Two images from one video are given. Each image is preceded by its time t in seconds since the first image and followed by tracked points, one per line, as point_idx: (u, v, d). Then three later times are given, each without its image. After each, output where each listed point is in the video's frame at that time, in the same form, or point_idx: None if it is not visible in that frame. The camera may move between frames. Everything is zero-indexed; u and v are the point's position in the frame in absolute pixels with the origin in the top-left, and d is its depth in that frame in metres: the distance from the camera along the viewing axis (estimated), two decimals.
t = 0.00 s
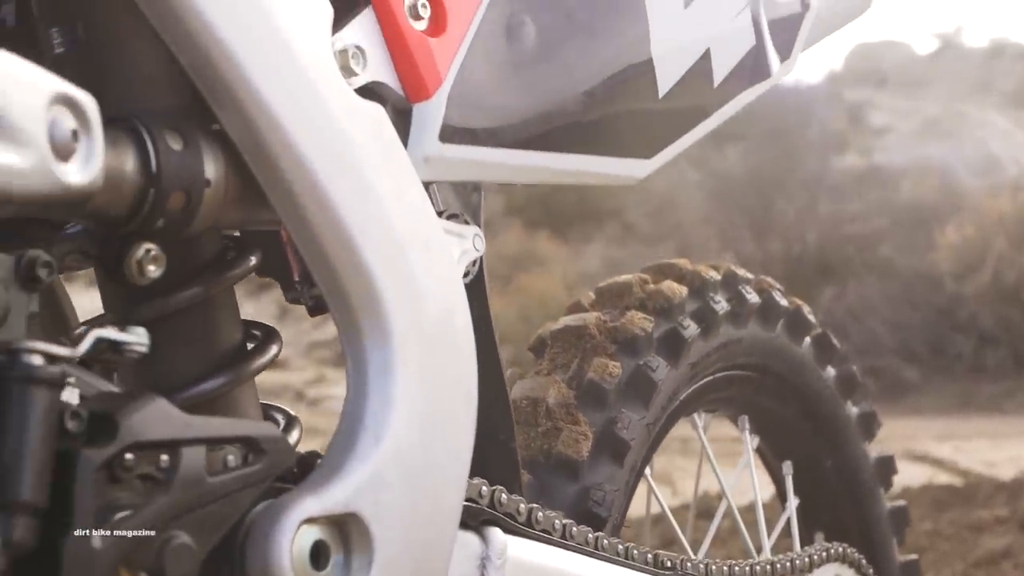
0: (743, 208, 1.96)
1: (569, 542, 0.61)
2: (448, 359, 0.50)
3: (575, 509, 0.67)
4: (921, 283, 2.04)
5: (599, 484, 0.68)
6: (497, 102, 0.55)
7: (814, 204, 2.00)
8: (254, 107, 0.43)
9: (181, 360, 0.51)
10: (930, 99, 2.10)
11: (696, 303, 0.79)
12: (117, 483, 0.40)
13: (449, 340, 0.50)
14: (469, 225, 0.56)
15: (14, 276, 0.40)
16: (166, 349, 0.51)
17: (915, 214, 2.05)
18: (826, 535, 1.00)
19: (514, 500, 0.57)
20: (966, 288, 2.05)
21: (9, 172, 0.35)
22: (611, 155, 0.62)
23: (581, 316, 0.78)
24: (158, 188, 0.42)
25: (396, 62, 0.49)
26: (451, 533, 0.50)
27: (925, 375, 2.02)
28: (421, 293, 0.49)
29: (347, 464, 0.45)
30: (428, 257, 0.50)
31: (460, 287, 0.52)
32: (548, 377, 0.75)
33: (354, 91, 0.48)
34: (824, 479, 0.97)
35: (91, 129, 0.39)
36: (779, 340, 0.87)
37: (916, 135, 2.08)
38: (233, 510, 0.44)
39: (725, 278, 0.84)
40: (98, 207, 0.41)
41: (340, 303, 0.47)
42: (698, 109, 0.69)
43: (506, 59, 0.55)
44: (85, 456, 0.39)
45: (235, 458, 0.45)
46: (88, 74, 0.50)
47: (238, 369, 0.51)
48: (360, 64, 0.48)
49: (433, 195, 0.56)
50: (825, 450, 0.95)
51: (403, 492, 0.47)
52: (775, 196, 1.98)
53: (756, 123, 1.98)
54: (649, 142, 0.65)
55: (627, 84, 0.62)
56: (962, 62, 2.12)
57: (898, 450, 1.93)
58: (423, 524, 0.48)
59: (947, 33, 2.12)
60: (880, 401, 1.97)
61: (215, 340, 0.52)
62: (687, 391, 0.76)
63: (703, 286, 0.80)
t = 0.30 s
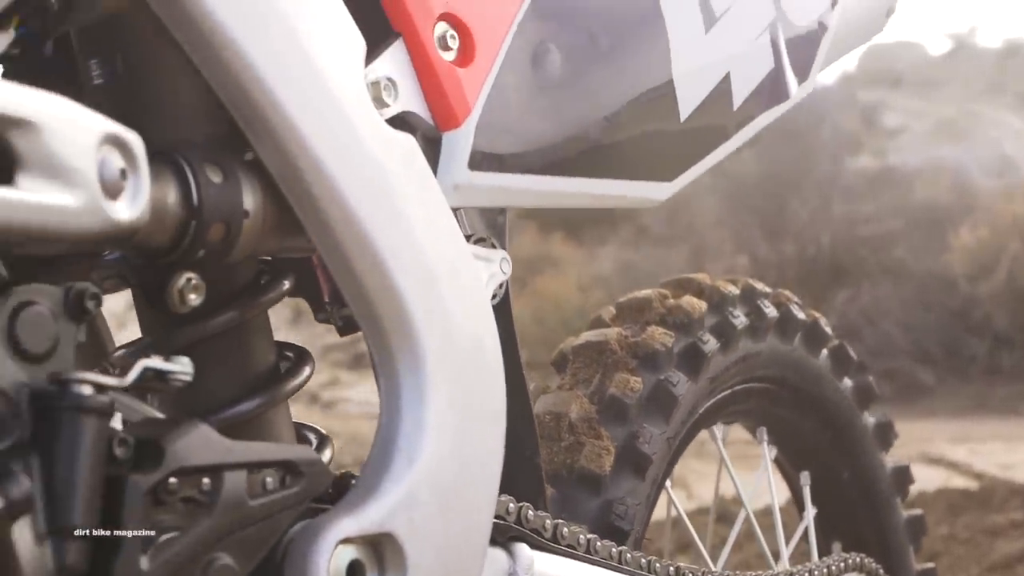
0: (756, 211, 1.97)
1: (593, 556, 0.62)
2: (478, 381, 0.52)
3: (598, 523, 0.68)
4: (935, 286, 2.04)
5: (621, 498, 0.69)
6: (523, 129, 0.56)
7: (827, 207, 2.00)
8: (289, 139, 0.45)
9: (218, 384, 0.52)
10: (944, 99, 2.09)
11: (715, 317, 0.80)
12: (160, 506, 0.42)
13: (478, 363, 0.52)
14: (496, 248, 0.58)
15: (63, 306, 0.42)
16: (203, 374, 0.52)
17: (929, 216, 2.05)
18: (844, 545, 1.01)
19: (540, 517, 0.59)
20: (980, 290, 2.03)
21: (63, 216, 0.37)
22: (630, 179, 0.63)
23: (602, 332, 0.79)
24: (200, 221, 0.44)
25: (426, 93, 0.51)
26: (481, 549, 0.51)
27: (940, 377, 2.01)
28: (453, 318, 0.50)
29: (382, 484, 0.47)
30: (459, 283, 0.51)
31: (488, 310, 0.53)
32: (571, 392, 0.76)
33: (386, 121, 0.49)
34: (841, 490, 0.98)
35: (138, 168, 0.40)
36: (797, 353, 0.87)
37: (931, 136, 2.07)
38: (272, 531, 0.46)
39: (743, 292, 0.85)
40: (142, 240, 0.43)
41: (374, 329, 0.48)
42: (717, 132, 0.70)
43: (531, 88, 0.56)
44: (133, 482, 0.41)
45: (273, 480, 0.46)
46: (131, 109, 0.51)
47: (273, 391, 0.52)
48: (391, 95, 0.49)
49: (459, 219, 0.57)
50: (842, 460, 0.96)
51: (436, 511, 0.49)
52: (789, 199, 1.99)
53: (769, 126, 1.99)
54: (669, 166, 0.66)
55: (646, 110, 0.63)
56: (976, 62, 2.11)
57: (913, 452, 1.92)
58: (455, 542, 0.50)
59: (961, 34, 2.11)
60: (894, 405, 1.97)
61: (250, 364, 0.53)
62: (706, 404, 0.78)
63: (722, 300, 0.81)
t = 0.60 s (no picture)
0: (775, 210, 1.96)
1: (620, 566, 0.63)
2: (509, 399, 0.53)
3: (624, 533, 0.69)
4: (955, 287, 2.03)
5: (646, 508, 0.70)
6: (551, 151, 0.57)
7: (846, 207, 2.01)
8: (331, 169, 0.46)
9: (255, 402, 0.54)
10: (962, 99, 2.09)
11: (737, 329, 0.81)
12: (204, 523, 0.44)
13: (508, 381, 0.53)
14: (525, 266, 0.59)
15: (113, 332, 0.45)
16: (241, 392, 0.53)
17: (950, 217, 2.05)
18: (865, 551, 1.02)
19: (568, 529, 0.60)
20: (1000, 290, 2.03)
21: (116, 248, 0.39)
22: (657, 198, 0.65)
23: (627, 344, 0.80)
24: (242, 246, 0.45)
25: (458, 117, 0.52)
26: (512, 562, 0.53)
27: (960, 377, 2.00)
28: (485, 338, 0.52)
29: (417, 501, 0.49)
30: (491, 303, 0.52)
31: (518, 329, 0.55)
32: (596, 403, 0.77)
33: (420, 146, 0.51)
34: (861, 496, 0.99)
35: (185, 200, 0.42)
36: (818, 362, 0.88)
37: (949, 135, 2.07)
38: (313, 545, 0.47)
39: (765, 303, 0.86)
40: (188, 266, 0.44)
41: (409, 350, 0.50)
42: (740, 150, 0.71)
43: (560, 110, 0.58)
44: (181, 500, 0.43)
45: (312, 496, 0.48)
46: (166, 138, 0.52)
47: (309, 408, 0.53)
48: (425, 121, 0.51)
49: (489, 239, 0.59)
50: (862, 467, 0.96)
51: (471, 525, 0.50)
52: (807, 198, 1.98)
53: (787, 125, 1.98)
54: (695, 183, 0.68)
55: (669, 128, 0.65)
56: (994, 61, 2.10)
57: (933, 453, 1.91)
58: (487, 555, 0.51)
59: (979, 32, 2.10)
60: (914, 405, 1.97)
61: (287, 382, 0.54)
62: (730, 414, 0.78)
63: (744, 312, 0.82)
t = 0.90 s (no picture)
0: (795, 211, 1.96)
1: None
2: (540, 418, 0.56)
3: (650, 542, 0.70)
4: (976, 287, 2.03)
5: (673, 519, 0.71)
6: (580, 171, 0.58)
7: (866, 208, 2.00)
8: (367, 194, 0.49)
9: (292, 419, 0.55)
10: (983, 98, 2.07)
11: (760, 340, 0.82)
12: (247, 538, 0.45)
13: (539, 399, 0.56)
14: (554, 284, 0.61)
15: (159, 355, 0.46)
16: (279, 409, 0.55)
17: (971, 217, 2.04)
18: (886, 558, 1.02)
19: (595, 540, 0.62)
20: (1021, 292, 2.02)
21: (165, 278, 0.40)
22: (681, 217, 0.67)
23: (652, 356, 0.82)
24: (282, 269, 0.47)
25: (488, 141, 0.54)
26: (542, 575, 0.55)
27: (980, 378, 2.00)
28: (516, 359, 0.54)
29: (452, 513, 0.51)
30: (522, 325, 0.55)
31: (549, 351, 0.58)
32: (622, 415, 0.78)
33: (451, 170, 0.53)
34: (883, 503, 1.00)
35: (230, 230, 0.44)
36: (840, 372, 0.89)
37: (971, 135, 2.05)
38: (352, 557, 0.49)
39: (786, 315, 0.87)
40: (232, 290, 0.45)
41: (444, 371, 0.52)
42: (763, 167, 0.72)
43: (589, 131, 0.59)
44: (227, 517, 0.44)
45: (350, 511, 0.50)
46: (204, 165, 0.54)
47: (343, 424, 0.55)
48: (457, 146, 0.52)
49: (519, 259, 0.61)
50: (883, 474, 0.97)
51: (504, 539, 0.52)
52: (826, 199, 1.98)
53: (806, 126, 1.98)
54: (719, 200, 0.69)
55: (695, 147, 0.65)
56: (1015, 60, 2.09)
57: (955, 453, 1.92)
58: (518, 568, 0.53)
59: (999, 31, 2.09)
60: (934, 406, 1.97)
61: (323, 398, 0.56)
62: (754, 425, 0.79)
63: (766, 323, 0.83)
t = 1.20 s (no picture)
0: (816, 214, 1.98)
1: None
2: (568, 434, 0.57)
3: (675, 552, 0.71)
4: (998, 289, 1.99)
5: (698, 530, 0.72)
6: (605, 193, 0.59)
7: (888, 210, 2.00)
8: (401, 218, 0.50)
9: (328, 436, 0.56)
10: (1006, 98, 2.05)
11: (783, 351, 0.83)
12: (287, 554, 0.47)
13: (568, 415, 0.57)
14: (581, 302, 0.63)
15: (203, 378, 0.48)
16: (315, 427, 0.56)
17: (989, 218, 2.01)
18: (910, 566, 1.02)
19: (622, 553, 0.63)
20: None
21: (210, 306, 0.42)
22: (706, 235, 0.68)
23: (677, 368, 0.83)
24: (320, 294, 0.48)
25: (517, 163, 0.55)
26: None
27: (1004, 381, 1.96)
28: (545, 377, 0.56)
29: (484, 528, 0.52)
30: (551, 344, 0.56)
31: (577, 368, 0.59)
32: (647, 427, 0.79)
33: (481, 194, 0.54)
34: (906, 512, 1.00)
35: (271, 257, 0.45)
36: (863, 382, 0.90)
37: (993, 136, 2.03)
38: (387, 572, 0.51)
39: (809, 326, 0.88)
40: (273, 314, 0.47)
41: (476, 389, 0.54)
42: (786, 186, 0.73)
43: (615, 153, 0.60)
44: (269, 535, 0.46)
45: (386, 527, 0.51)
46: (241, 191, 0.55)
47: (377, 441, 0.56)
48: (487, 169, 0.53)
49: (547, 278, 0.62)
50: (906, 483, 0.98)
51: (533, 555, 0.54)
52: (847, 201, 2.00)
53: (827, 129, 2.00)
54: (743, 219, 0.70)
55: (719, 166, 0.67)
56: None
57: (978, 456, 1.89)
58: None
59: None
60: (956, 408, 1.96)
61: (357, 415, 0.57)
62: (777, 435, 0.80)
63: (789, 335, 0.84)
